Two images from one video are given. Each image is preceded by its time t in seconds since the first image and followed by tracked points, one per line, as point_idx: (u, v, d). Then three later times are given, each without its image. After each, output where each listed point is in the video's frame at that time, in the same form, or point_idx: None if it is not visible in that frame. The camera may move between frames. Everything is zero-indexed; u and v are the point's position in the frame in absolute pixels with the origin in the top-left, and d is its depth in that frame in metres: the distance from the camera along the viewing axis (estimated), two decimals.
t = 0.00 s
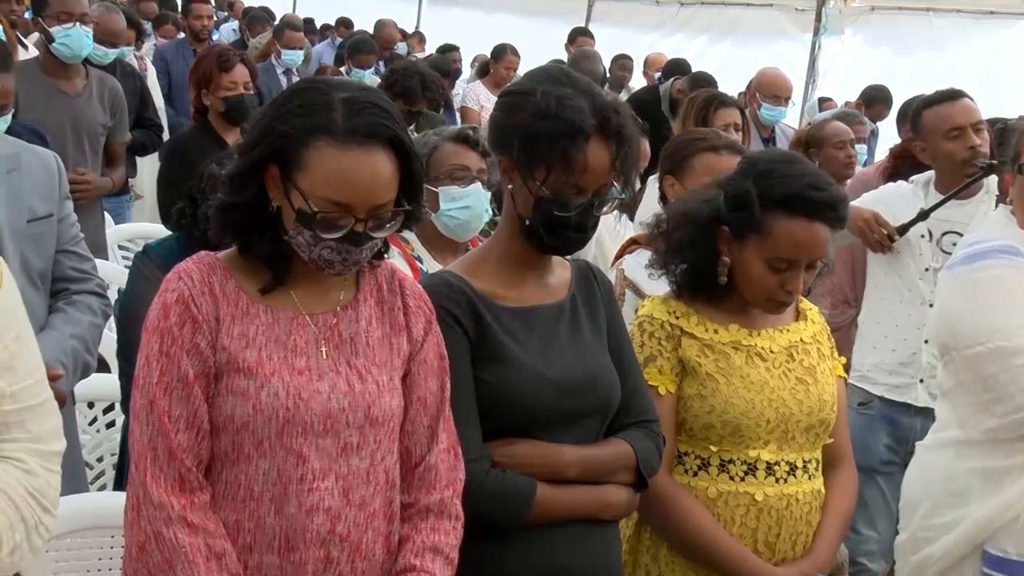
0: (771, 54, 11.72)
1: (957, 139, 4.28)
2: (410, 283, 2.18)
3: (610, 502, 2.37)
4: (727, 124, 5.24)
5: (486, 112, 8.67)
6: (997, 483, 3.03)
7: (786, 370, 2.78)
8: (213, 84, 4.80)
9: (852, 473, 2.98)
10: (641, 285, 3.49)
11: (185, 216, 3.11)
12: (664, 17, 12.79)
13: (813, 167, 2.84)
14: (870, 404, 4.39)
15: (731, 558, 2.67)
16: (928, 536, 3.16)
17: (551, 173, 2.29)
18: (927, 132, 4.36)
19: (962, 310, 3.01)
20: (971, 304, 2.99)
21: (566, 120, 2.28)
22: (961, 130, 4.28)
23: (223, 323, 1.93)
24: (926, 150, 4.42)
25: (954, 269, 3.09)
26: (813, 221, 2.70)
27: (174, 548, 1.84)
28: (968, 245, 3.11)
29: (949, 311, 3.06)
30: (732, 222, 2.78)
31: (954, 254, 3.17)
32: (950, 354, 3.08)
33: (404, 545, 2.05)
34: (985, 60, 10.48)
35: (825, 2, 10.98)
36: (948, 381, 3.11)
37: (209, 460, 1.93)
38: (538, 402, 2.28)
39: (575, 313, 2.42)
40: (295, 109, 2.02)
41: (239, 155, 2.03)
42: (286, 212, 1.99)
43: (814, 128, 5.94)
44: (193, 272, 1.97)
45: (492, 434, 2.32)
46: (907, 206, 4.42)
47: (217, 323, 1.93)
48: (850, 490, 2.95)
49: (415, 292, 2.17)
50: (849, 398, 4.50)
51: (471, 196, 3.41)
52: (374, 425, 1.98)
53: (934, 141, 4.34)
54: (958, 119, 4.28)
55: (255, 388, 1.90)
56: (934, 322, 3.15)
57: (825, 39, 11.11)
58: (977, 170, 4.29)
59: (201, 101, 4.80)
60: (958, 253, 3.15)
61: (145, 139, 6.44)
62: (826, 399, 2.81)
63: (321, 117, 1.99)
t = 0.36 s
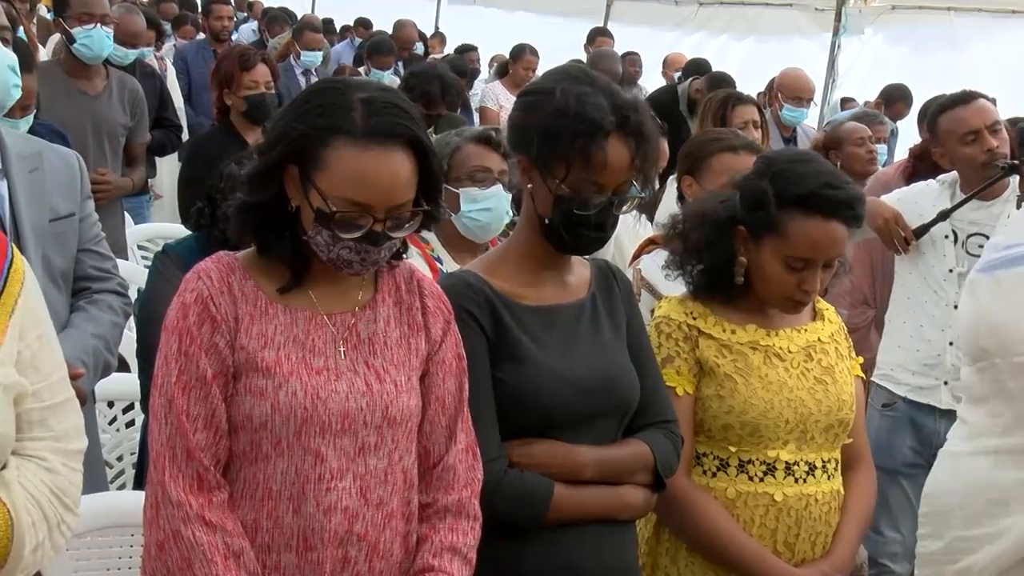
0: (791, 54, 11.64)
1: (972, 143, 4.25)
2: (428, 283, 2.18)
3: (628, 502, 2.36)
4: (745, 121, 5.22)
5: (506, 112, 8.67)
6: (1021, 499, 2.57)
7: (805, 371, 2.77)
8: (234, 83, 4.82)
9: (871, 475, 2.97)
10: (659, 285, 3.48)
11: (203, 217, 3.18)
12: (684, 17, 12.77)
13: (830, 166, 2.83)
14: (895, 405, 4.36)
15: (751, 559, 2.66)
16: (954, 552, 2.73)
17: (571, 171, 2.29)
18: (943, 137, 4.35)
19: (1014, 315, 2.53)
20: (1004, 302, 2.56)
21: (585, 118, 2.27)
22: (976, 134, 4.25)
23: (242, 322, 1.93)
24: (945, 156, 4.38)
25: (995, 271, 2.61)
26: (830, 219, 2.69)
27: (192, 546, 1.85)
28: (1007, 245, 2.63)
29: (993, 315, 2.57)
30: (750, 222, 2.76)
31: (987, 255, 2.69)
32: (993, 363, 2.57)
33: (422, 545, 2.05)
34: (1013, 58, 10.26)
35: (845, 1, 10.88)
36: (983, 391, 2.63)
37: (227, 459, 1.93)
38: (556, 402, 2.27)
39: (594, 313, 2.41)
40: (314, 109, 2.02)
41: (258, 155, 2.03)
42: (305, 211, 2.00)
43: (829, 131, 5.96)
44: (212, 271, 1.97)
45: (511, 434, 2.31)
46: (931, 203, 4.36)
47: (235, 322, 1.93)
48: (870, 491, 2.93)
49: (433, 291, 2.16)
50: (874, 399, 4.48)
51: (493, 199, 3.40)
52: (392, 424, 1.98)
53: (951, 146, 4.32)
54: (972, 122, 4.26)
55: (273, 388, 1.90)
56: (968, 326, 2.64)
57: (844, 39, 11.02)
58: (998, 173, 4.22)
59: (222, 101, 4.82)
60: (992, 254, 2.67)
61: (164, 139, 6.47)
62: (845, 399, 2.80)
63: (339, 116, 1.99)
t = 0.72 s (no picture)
0: (812, 53, 11.59)
1: (995, 142, 4.22)
2: (448, 282, 2.18)
3: (647, 502, 2.36)
4: (766, 118, 5.20)
5: (526, 112, 8.67)
6: None
7: (825, 370, 2.76)
8: (255, 83, 4.83)
9: (892, 474, 2.95)
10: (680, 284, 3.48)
11: (223, 217, 3.19)
12: (704, 17, 12.74)
13: (850, 165, 2.82)
14: (918, 406, 4.33)
15: (773, 559, 2.64)
16: None
17: (597, 174, 2.29)
18: (965, 138, 4.33)
19: None
20: None
21: (611, 120, 2.27)
22: (999, 133, 4.22)
23: (263, 321, 1.94)
24: (967, 156, 4.36)
25: None
26: (850, 218, 2.68)
27: (214, 544, 1.85)
28: None
29: None
30: (770, 222, 2.75)
31: None
32: None
33: (443, 544, 2.05)
34: None
35: None
36: None
37: (249, 458, 1.94)
38: (576, 402, 2.27)
39: (613, 312, 2.40)
40: (338, 110, 2.02)
41: (280, 155, 2.03)
42: (326, 211, 2.00)
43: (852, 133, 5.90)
44: (233, 271, 1.98)
45: (531, 433, 2.31)
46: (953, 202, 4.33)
47: (256, 321, 1.94)
48: (891, 491, 2.92)
49: (453, 291, 2.16)
50: (897, 400, 4.45)
51: (523, 212, 3.40)
52: (412, 423, 1.99)
53: (973, 146, 4.29)
54: (994, 122, 4.23)
55: (294, 387, 1.91)
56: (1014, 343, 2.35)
57: (865, 38, 11.03)
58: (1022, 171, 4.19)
59: (243, 102, 4.85)
60: None
61: (185, 140, 6.51)
62: (866, 399, 2.79)
63: (363, 117, 2.00)
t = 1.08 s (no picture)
0: (824, 52, 11.57)
1: (1007, 141, 4.22)
2: (459, 282, 2.18)
3: (658, 501, 2.35)
4: (778, 117, 5.19)
5: (536, 111, 8.66)
6: None
7: (836, 369, 2.75)
8: (266, 82, 4.83)
9: (902, 473, 2.94)
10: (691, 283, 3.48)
11: (235, 216, 3.20)
12: (715, 16, 12.72)
13: (859, 163, 2.82)
14: (929, 406, 4.32)
15: (784, 559, 2.64)
16: None
17: (605, 171, 2.29)
18: (977, 137, 4.32)
19: None
20: None
21: (619, 117, 2.27)
22: (1011, 131, 4.22)
23: (275, 321, 1.94)
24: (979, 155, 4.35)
25: None
26: (860, 217, 2.68)
27: (225, 543, 1.86)
28: None
29: None
30: (779, 221, 2.75)
31: None
32: None
33: (453, 543, 2.05)
34: None
35: None
36: None
37: (260, 458, 1.94)
38: (586, 401, 2.27)
39: (623, 312, 2.40)
40: (347, 109, 2.02)
41: (291, 155, 2.04)
42: (338, 210, 2.00)
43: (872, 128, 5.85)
44: (245, 270, 1.99)
45: (542, 433, 2.31)
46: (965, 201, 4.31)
47: (268, 321, 1.94)
48: (902, 491, 2.91)
49: (464, 291, 2.17)
50: (908, 399, 4.44)
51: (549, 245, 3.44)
52: (423, 422, 1.99)
53: (985, 145, 4.28)
54: (1006, 121, 4.23)
55: (305, 386, 1.91)
56: None
57: (877, 37, 10.94)
58: None
59: (254, 101, 4.85)
60: None
61: (196, 139, 6.53)
62: (876, 398, 2.78)
63: (373, 115, 2.00)
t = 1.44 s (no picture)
0: (833, 52, 11.55)
1: (1016, 141, 4.18)
2: (468, 282, 2.18)
3: (665, 501, 2.35)
4: (786, 118, 5.18)
5: (544, 111, 8.66)
6: None
7: (846, 370, 2.75)
8: (271, 82, 4.84)
9: (912, 475, 2.94)
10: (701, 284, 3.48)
11: (243, 217, 3.21)
12: (722, 16, 12.70)
13: (869, 163, 2.81)
14: (937, 406, 4.30)
15: (792, 560, 2.63)
16: None
17: (610, 171, 2.28)
18: (985, 137, 4.28)
19: None
20: None
21: (624, 117, 2.27)
22: (1021, 132, 4.18)
23: (283, 321, 1.94)
24: (987, 155, 4.31)
25: None
26: (871, 218, 2.67)
27: (233, 543, 1.86)
28: None
29: None
30: (790, 221, 2.74)
31: None
32: None
33: (461, 543, 2.05)
34: None
35: None
36: None
37: (268, 458, 1.94)
38: (594, 402, 2.27)
39: (630, 313, 2.40)
40: (354, 109, 2.03)
41: (300, 155, 2.04)
42: (346, 210, 2.00)
43: (900, 126, 5.70)
44: (253, 270, 1.99)
45: (550, 433, 2.31)
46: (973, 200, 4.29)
47: (276, 321, 1.94)
48: (912, 493, 2.90)
49: (472, 290, 2.17)
50: (916, 400, 4.42)
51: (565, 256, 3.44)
52: (431, 423, 1.99)
53: (993, 144, 4.24)
54: (1015, 121, 4.20)
55: (313, 386, 1.91)
56: None
57: (884, 37, 11.10)
58: None
59: (260, 101, 4.85)
60: None
61: (205, 140, 6.54)
62: (887, 400, 2.78)
63: (380, 115, 2.00)
